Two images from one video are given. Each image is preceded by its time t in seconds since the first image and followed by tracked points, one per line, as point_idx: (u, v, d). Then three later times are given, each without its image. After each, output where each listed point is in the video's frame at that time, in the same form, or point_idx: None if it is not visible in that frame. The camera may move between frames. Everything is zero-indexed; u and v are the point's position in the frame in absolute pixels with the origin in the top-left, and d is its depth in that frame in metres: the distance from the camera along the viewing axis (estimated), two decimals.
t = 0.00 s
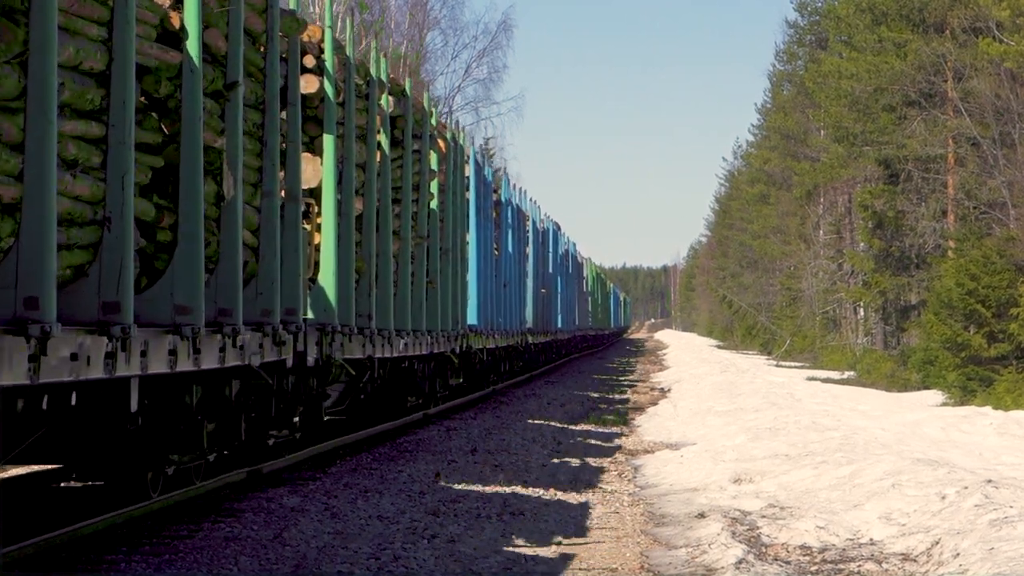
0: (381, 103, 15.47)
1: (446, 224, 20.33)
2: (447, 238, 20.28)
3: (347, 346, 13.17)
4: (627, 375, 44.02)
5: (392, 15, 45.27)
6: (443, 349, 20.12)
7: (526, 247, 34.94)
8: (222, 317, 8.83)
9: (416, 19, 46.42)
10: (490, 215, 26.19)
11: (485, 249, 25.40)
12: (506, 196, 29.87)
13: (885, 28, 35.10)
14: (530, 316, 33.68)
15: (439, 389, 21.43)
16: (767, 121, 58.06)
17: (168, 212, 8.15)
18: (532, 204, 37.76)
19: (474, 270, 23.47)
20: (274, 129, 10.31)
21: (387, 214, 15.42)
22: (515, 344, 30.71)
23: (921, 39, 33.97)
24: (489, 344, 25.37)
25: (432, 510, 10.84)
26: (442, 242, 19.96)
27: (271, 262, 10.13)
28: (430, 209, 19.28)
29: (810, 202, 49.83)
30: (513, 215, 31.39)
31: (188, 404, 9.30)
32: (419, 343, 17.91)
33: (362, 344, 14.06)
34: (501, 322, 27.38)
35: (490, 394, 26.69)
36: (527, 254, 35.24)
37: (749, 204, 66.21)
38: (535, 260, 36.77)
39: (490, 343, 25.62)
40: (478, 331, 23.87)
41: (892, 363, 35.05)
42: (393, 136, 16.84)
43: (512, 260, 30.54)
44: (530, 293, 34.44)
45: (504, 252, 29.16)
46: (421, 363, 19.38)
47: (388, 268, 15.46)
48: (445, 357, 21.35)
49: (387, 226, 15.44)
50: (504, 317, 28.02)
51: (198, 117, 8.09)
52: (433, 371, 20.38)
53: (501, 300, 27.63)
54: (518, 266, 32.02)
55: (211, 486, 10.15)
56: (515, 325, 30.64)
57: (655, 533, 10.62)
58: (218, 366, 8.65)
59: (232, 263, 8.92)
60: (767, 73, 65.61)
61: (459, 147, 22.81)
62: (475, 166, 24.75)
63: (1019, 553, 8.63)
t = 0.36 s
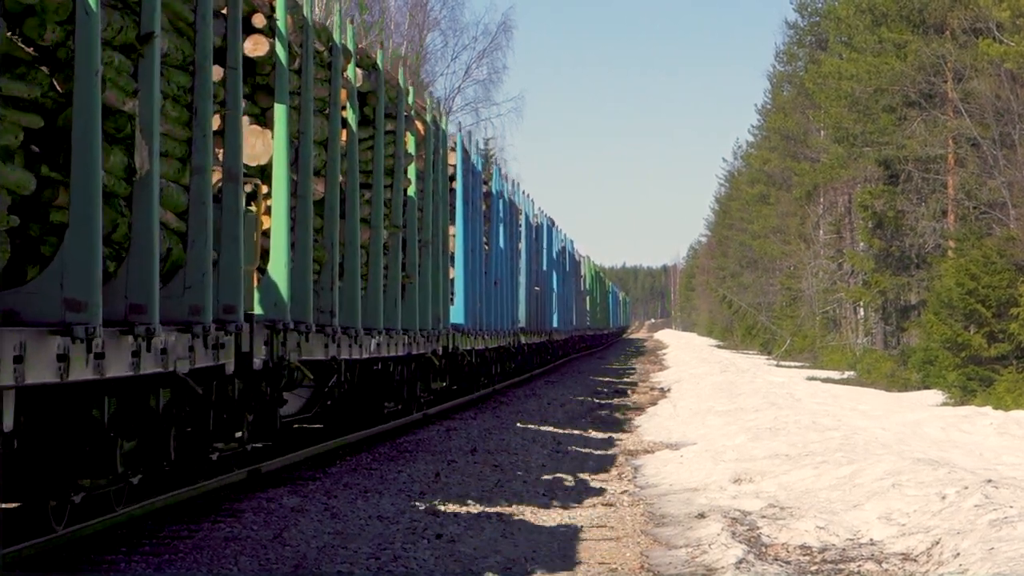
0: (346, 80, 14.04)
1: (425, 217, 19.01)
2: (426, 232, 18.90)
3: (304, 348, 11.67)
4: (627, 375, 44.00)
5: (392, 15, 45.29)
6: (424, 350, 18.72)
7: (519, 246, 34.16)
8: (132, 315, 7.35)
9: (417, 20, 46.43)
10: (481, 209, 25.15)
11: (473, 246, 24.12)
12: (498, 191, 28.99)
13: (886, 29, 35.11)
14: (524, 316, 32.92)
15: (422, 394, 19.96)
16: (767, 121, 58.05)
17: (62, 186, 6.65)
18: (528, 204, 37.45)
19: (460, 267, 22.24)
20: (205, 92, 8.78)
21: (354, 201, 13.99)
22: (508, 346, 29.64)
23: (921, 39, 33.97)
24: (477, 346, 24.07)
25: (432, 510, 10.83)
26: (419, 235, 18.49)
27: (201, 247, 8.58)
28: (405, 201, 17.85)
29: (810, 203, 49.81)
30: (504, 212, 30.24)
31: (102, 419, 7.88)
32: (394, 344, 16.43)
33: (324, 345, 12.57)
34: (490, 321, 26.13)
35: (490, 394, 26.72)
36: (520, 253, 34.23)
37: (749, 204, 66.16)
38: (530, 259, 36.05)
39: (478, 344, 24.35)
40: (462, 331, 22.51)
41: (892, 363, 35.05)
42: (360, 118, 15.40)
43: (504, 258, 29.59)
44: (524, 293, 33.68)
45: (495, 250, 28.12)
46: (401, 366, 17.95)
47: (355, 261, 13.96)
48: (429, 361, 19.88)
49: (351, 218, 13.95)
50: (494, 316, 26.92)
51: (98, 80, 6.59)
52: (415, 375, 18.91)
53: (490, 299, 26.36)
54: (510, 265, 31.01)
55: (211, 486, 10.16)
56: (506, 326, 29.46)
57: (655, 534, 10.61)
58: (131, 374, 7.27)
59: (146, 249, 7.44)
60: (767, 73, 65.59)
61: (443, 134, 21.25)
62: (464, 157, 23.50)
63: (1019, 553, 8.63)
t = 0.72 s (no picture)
0: (305, 45, 12.15)
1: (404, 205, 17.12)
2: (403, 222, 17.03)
3: (250, 353, 10.10)
4: (627, 375, 44.00)
5: (392, 15, 45.33)
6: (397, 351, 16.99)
7: (513, 243, 32.86)
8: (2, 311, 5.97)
9: (416, 20, 46.40)
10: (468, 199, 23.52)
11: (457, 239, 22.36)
12: (486, 182, 27.36)
13: (885, 29, 35.10)
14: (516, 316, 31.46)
15: (398, 399, 18.30)
16: (767, 121, 58.04)
17: None
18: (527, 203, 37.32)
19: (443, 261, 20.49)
20: (105, 37, 7.20)
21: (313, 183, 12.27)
22: (499, 345, 28.14)
23: (921, 39, 33.98)
24: (461, 347, 22.40)
25: (432, 510, 10.81)
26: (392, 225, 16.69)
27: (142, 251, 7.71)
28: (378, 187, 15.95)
29: (810, 202, 49.81)
30: (495, 206, 28.71)
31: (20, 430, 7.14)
32: (363, 347, 14.72)
33: (275, 347, 11.03)
34: (477, 321, 24.50)
35: (490, 394, 26.74)
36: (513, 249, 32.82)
37: (749, 204, 66.16)
38: (523, 255, 34.64)
39: (464, 344, 22.71)
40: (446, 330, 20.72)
41: (891, 363, 35.05)
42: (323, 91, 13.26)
43: (494, 254, 28.07)
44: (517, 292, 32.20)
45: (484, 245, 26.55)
46: (371, 370, 16.27)
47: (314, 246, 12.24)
48: (406, 362, 18.19)
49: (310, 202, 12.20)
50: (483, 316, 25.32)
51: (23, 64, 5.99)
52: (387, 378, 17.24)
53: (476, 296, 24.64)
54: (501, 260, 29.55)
55: (210, 486, 10.15)
56: (497, 326, 27.91)
57: (655, 533, 10.60)
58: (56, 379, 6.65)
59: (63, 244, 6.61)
60: (767, 73, 65.57)
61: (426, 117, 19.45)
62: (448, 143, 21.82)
63: (1020, 553, 8.62)
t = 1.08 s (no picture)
0: None
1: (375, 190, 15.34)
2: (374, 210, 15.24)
3: (175, 360, 8.31)
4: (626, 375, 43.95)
5: (392, 15, 45.36)
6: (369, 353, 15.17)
7: (507, 239, 31.84)
8: None
9: (417, 19, 46.42)
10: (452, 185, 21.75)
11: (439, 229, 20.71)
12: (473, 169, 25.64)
13: (886, 28, 35.11)
14: (507, 315, 29.94)
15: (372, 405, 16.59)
16: (767, 121, 58.05)
17: None
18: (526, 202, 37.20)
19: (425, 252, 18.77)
20: None
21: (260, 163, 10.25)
22: (488, 346, 26.61)
23: (921, 39, 33.98)
24: (444, 347, 20.66)
25: (432, 510, 10.82)
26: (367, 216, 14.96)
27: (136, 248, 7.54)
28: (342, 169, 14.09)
29: (810, 202, 49.83)
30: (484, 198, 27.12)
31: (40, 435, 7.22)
32: (325, 352, 12.82)
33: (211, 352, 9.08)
34: (462, 319, 22.86)
35: (489, 394, 26.71)
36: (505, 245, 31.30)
37: (749, 203, 66.17)
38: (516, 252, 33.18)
39: (447, 345, 21.02)
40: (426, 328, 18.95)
41: (892, 363, 35.06)
42: (275, 56, 11.28)
43: (483, 248, 26.49)
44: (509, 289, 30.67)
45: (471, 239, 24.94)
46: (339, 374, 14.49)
47: (262, 234, 10.31)
48: (380, 366, 16.39)
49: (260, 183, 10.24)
50: (469, 314, 23.71)
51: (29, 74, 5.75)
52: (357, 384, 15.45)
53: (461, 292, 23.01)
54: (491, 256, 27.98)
55: (211, 486, 10.13)
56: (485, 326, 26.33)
57: (656, 533, 10.60)
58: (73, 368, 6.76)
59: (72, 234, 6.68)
60: (767, 72, 65.55)
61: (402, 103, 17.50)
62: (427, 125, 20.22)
63: (1020, 553, 8.62)
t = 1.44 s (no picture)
0: None
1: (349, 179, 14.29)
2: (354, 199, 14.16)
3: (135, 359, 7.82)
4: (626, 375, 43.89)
5: (392, 15, 45.34)
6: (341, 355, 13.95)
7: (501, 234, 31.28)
8: None
9: (416, 19, 46.40)
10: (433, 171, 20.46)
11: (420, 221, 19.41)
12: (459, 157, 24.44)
13: (885, 29, 35.11)
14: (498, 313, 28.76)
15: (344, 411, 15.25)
16: (767, 121, 58.05)
17: None
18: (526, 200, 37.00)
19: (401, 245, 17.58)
20: None
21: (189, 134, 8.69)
22: (475, 345, 25.40)
23: (921, 39, 33.98)
24: (425, 348, 19.47)
25: (432, 510, 10.81)
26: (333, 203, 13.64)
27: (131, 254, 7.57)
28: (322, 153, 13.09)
29: (810, 203, 49.83)
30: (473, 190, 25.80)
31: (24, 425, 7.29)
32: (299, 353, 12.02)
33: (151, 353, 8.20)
34: (446, 318, 21.66)
35: (489, 394, 26.67)
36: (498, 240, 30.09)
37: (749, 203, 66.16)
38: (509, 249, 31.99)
39: (429, 345, 19.81)
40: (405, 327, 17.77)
41: (891, 363, 35.04)
42: (211, 9, 9.62)
43: (471, 242, 25.19)
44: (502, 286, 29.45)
45: (459, 233, 23.64)
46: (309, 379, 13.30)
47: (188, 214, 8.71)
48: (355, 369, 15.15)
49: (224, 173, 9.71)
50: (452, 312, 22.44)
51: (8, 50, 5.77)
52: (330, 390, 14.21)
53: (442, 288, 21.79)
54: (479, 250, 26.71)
55: (211, 486, 10.13)
56: (472, 324, 25.07)
57: (655, 533, 10.59)
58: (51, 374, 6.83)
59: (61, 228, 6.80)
60: (767, 73, 65.57)
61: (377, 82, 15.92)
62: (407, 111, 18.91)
63: (1020, 553, 8.62)
